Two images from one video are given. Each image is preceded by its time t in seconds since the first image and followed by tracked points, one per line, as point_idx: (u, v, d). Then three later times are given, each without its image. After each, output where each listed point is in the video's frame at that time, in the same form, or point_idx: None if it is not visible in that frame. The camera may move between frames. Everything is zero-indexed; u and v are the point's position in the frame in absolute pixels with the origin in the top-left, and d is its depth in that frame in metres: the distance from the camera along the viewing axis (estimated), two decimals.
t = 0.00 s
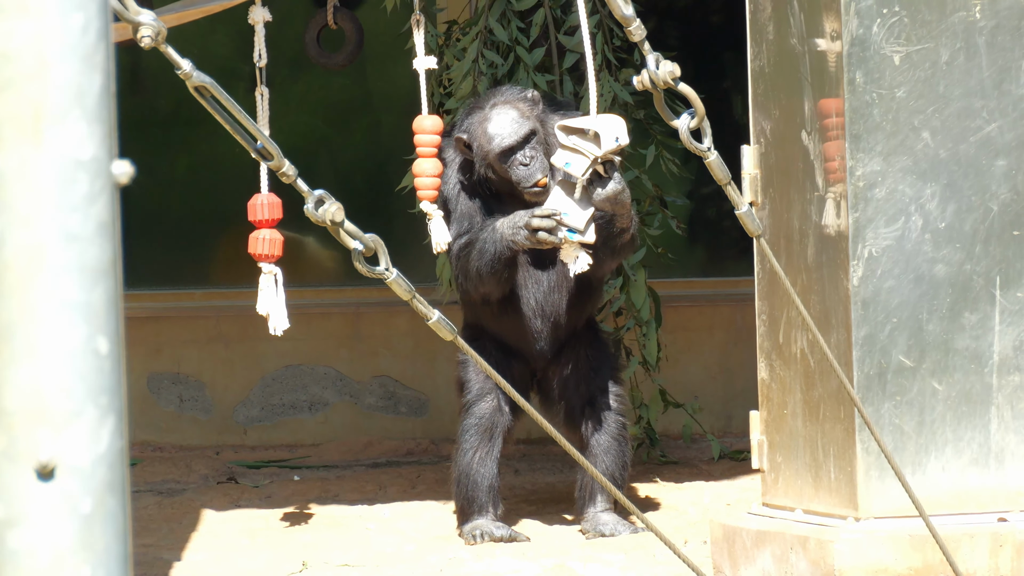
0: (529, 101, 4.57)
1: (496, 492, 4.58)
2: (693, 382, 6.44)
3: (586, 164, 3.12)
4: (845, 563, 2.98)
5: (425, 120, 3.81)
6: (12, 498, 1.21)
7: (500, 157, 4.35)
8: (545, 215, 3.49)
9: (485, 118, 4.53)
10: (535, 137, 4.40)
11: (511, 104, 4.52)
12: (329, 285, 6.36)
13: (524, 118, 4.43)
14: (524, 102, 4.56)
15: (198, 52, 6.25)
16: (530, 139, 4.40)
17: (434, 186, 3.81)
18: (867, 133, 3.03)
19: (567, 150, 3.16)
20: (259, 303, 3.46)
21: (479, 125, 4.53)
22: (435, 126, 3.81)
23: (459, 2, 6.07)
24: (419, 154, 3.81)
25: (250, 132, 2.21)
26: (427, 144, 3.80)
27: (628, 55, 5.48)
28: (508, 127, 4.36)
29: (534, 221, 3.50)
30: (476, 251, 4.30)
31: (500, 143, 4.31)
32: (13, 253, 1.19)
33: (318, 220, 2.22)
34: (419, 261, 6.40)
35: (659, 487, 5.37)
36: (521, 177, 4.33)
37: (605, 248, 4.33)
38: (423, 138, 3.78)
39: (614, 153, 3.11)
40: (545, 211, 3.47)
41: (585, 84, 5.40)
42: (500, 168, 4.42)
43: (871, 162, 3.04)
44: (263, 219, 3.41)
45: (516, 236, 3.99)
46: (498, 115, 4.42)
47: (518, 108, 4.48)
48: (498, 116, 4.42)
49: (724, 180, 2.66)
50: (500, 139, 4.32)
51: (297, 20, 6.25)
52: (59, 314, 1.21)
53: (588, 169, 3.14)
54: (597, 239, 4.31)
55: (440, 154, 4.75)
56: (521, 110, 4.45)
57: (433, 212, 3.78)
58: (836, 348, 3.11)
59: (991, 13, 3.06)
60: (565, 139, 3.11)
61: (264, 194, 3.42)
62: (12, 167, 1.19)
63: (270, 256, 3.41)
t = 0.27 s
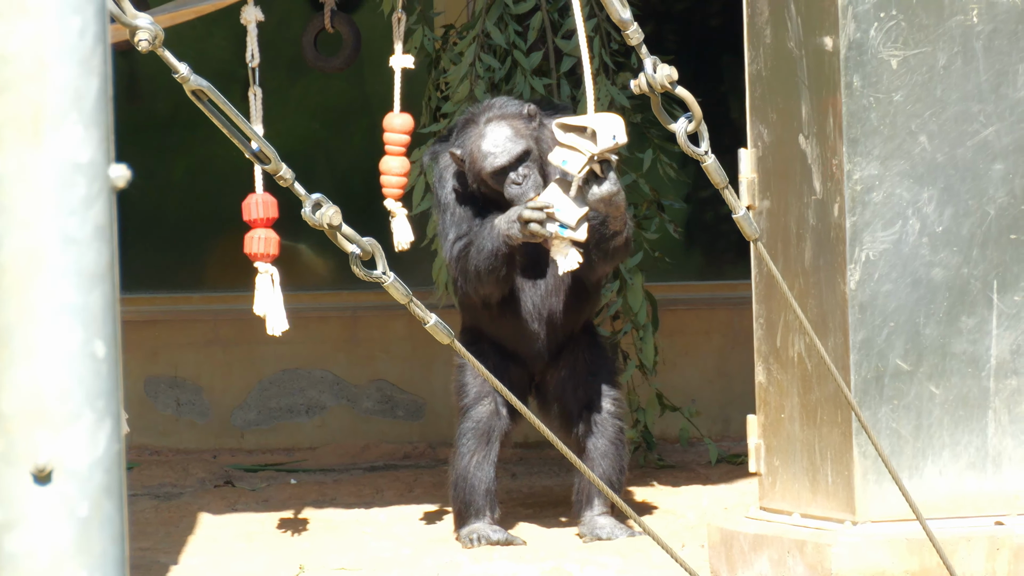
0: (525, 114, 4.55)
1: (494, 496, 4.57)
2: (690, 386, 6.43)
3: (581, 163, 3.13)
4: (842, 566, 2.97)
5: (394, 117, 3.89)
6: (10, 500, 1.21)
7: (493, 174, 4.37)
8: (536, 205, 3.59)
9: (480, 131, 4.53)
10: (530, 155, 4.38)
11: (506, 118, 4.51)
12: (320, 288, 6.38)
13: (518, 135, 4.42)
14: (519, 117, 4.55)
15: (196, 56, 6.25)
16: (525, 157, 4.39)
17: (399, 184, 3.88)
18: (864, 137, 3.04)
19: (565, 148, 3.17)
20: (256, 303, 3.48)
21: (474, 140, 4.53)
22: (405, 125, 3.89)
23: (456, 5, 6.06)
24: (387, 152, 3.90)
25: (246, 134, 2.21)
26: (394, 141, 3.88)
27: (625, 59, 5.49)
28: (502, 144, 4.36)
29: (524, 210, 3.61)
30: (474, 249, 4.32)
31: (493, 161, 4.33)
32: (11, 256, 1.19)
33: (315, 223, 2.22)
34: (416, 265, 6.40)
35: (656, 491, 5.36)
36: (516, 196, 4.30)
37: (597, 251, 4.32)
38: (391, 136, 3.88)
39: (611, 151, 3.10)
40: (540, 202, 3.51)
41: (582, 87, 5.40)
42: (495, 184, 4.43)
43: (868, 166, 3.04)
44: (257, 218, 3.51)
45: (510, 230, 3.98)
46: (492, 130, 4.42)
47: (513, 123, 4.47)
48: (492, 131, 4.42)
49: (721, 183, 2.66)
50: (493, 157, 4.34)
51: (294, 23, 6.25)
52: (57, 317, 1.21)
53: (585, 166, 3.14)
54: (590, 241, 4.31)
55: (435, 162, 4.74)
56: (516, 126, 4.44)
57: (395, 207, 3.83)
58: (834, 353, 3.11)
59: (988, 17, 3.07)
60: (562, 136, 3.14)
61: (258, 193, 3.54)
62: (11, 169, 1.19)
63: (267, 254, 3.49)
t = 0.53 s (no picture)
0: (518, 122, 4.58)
1: (492, 498, 4.57)
2: (688, 388, 6.44)
3: (581, 160, 3.13)
4: (839, 568, 2.97)
5: (383, 117, 3.89)
6: (7, 504, 1.21)
7: (489, 185, 4.37)
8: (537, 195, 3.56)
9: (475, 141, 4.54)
10: (524, 165, 4.40)
11: (500, 128, 4.53)
12: (319, 289, 6.35)
13: (513, 146, 4.42)
14: (513, 126, 4.56)
15: (193, 57, 6.25)
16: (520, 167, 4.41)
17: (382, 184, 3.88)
18: (862, 139, 3.04)
19: (565, 145, 3.17)
20: (247, 305, 3.48)
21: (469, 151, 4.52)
22: (393, 125, 3.89)
23: (454, 7, 6.06)
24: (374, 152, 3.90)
25: (244, 137, 2.20)
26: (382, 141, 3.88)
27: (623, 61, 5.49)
28: (497, 154, 4.37)
29: (526, 200, 3.58)
30: (473, 246, 4.33)
31: (488, 172, 4.33)
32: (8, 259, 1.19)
33: (312, 226, 2.22)
34: (414, 267, 6.40)
35: (654, 493, 5.36)
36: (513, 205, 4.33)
37: (593, 251, 4.33)
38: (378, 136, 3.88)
39: (610, 149, 3.11)
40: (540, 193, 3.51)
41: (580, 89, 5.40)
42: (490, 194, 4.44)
43: (865, 168, 3.05)
44: (251, 220, 3.53)
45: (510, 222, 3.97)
46: (487, 140, 4.43)
47: (508, 133, 4.49)
48: (487, 141, 4.43)
49: (719, 185, 2.66)
50: (488, 168, 4.34)
51: (291, 25, 6.25)
52: (54, 320, 1.21)
53: (584, 164, 3.14)
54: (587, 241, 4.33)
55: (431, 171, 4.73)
56: (510, 136, 4.44)
57: (378, 209, 3.83)
58: (831, 354, 3.11)
59: (986, 19, 3.07)
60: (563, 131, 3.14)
61: (252, 196, 3.55)
62: (7, 173, 1.19)
63: (261, 256, 3.49)
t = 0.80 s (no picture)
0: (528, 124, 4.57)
1: (492, 497, 4.57)
2: (688, 388, 6.44)
3: (582, 164, 3.13)
4: (839, 568, 2.97)
5: (398, 119, 3.90)
6: (7, 504, 1.21)
7: (502, 184, 4.35)
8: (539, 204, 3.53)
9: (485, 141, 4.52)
10: (537, 163, 4.38)
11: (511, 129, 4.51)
12: (317, 289, 6.35)
13: (524, 145, 4.41)
14: (523, 125, 4.54)
15: (194, 58, 6.26)
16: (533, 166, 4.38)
17: (405, 187, 3.89)
18: (862, 139, 3.04)
19: (566, 147, 3.17)
20: (247, 305, 3.48)
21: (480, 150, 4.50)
22: (410, 127, 3.90)
23: (455, 8, 6.06)
24: (393, 155, 3.91)
25: (244, 137, 2.21)
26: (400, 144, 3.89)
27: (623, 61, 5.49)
28: (509, 153, 4.36)
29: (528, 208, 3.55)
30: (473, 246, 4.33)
31: (502, 171, 4.32)
32: (8, 260, 1.19)
33: (313, 226, 2.22)
34: (415, 267, 6.40)
35: (654, 493, 5.36)
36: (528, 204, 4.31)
37: (593, 250, 4.32)
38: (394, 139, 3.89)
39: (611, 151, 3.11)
40: (540, 198, 3.49)
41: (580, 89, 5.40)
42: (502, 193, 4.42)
43: (866, 168, 3.05)
44: (251, 220, 3.53)
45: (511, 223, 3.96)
46: (498, 139, 4.41)
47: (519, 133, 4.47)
48: (499, 140, 4.41)
49: (719, 185, 2.66)
50: (502, 167, 4.32)
51: (292, 26, 6.25)
52: (54, 321, 1.21)
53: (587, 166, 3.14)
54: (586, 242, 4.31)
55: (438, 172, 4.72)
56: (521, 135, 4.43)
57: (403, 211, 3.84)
58: (831, 354, 3.11)
59: (986, 19, 3.07)
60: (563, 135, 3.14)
61: (252, 196, 3.55)
62: (6, 173, 1.19)
63: (260, 256, 3.49)
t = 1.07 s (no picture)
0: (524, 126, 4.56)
1: (492, 497, 4.57)
2: (688, 388, 6.44)
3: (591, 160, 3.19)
4: (839, 568, 2.97)
5: (422, 117, 3.91)
6: (7, 504, 1.21)
7: (498, 190, 4.36)
8: (545, 196, 3.50)
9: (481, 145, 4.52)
10: (533, 167, 4.39)
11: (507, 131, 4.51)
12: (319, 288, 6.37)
13: (519, 148, 4.41)
14: (518, 128, 4.54)
15: (194, 57, 6.26)
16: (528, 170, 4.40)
17: (434, 184, 3.88)
18: (862, 139, 3.04)
19: (575, 143, 3.22)
20: (252, 303, 3.50)
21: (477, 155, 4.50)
22: (433, 124, 3.92)
23: (454, 7, 6.06)
24: (419, 153, 3.91)
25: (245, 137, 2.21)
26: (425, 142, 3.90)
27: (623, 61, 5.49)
28: (504, 158, 4.36)
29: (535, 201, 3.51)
30: (478, 242, 4.34)
31: (498, 177, 4.33)
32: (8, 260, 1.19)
33: (313, 225, 2.21)
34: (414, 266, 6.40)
35: (654, 493, 5.36)
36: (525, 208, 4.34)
37: (596, 251, 4.32)
38: (420, 137, 3.91)
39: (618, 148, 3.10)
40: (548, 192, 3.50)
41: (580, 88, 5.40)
42: (499, 197, 4.44)
43: (866, 167, 3.04)
44: (256, 218, 3.52)
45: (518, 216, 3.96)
46: (494, 144, 4.41)
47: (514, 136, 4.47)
48: (494, 145, 4.41)
49: (720, 185, 2.66)
50: (497, 173, 4.33)
51: (292, 25, 6.25)
52: (54, 320, 1.21)
53: (593, 163, 3.20)
54: (590, 240, 4.31)
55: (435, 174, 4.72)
56: (516, 139, 4.43)
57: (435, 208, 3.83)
58: (831, 354, 3.11)
59: (986, 19, 3.07)
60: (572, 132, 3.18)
61: (256, 193, 3.55)
62: (6, 174, 1.19)
63: (265, 254, 3.49)
